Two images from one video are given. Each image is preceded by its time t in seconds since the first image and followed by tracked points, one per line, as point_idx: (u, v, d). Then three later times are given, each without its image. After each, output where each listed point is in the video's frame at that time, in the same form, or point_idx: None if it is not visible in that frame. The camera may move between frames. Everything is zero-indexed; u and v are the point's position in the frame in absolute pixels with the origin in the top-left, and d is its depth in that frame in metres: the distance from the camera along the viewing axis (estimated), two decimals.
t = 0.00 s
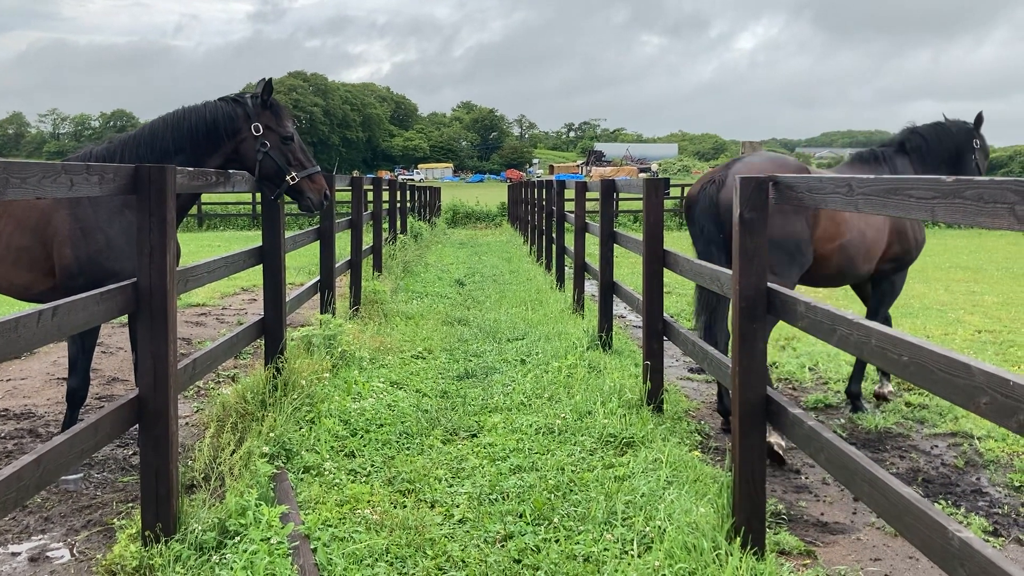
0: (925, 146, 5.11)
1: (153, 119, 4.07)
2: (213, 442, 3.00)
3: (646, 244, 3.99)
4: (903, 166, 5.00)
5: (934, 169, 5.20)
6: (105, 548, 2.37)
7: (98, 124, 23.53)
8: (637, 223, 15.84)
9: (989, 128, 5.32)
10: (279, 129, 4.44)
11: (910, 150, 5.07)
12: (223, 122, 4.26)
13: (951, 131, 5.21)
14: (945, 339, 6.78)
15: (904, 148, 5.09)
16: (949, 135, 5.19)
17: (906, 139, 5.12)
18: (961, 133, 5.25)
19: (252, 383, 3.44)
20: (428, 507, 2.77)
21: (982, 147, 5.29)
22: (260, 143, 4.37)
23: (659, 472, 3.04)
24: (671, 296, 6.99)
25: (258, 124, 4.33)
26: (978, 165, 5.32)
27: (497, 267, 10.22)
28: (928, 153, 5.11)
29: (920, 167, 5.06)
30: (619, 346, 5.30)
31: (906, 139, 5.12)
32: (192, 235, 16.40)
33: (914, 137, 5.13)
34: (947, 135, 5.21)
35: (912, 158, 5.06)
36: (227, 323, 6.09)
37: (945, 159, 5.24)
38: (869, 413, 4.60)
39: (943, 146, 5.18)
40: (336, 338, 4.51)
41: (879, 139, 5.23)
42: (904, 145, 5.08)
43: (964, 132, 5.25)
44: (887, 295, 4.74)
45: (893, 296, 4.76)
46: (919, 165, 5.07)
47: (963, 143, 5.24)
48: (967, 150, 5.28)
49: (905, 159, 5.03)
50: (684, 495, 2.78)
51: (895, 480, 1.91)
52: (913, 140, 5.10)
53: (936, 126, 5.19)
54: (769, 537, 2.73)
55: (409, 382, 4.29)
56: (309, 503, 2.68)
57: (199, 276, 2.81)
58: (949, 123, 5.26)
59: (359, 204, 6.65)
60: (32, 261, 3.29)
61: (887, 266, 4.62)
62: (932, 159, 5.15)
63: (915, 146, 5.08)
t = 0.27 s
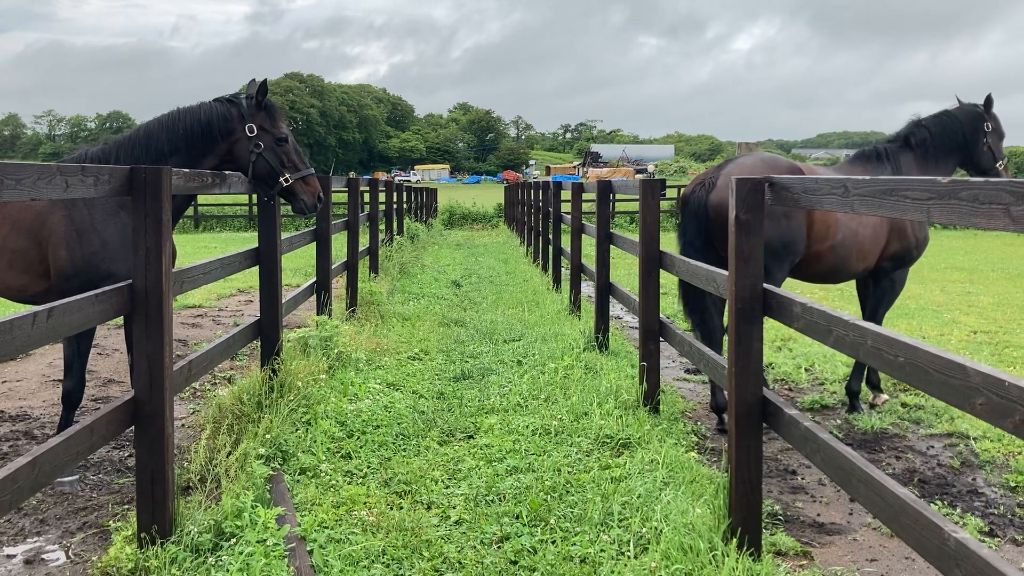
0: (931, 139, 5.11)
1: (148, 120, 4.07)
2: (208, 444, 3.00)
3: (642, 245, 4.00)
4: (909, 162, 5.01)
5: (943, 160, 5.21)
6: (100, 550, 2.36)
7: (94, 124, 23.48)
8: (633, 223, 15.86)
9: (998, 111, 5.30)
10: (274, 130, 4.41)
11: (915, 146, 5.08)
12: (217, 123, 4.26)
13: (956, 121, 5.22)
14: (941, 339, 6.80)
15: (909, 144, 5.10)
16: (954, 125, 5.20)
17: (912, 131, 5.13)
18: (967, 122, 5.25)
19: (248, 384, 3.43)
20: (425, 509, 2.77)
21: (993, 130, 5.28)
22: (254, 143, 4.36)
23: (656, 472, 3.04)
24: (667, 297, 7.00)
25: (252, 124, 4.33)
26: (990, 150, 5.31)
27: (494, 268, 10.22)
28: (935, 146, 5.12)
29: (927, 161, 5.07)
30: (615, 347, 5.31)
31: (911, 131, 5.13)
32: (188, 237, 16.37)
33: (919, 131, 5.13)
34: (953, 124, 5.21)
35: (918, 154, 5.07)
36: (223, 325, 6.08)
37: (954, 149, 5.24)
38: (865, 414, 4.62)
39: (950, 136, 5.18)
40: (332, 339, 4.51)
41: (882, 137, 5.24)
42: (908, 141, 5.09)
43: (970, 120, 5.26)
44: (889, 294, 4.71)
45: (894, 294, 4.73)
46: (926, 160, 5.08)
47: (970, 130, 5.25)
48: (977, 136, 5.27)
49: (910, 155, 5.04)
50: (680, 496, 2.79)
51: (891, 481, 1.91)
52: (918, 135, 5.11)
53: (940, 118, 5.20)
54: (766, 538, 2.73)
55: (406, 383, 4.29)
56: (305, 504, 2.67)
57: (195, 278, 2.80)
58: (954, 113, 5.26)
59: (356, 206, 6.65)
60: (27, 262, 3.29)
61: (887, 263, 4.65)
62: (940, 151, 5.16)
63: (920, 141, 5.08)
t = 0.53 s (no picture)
0: (934, 137, 5.07)
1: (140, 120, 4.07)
2: (203, 447, 2.99)
3: (638, 247, 4.00)
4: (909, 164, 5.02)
5: (949, 157, 5.16)
6: (95, 554, 2.35)
7: (89, 127, 23.42)
8: (629, 225, 15.88)
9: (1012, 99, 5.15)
10: (258, 130, 4.37)
11: (915, 146, 5.07)
12: (206, 123, 4.24)
13: (960, 116, 5.15)
14: (936, 341, 6.83)
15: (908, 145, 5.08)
16: (959, 121, 5.13)
17: (910, 132, 5.11)
18: (974, 115, 5.17)
19: (243, 387, 3.41)
20: (420, 512, 2.77)
21: (1005, 120, 5.15)
22: (238, 142, 4.33)
23: (652, 475, 3.04)
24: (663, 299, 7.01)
25: (236, 123, 4.29)
26: (1004, 141, 5.19)
27: (490, 270, 10.22)
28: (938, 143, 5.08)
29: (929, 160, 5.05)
30: (611, 349, 5.31)
31: (909, 132, 5.11)
32: (183, 239, 16.33)
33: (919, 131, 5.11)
34: (957, 121, 5.14)
35: (919, 154, 5.06)
36: (218, 328, 6.06)
37: (961, 144, 5.18)
38: (860, 416, 4.63)
39: (955, 132, 5.12)
40: (327, 342, 4.50)
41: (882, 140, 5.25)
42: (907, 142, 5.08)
43: (977, 113, 5.17)
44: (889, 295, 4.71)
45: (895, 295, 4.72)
46: (928, 159, 5.06)
47: (977, 124, 5.16)
48: (987, 129, 5.17)
49: (910, 156, 5.03)
50: (676, 499, 2.79)
51: (887, 483, 1.92)
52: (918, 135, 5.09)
53: (943, 115, 5.15)
54: (761, 540, 2.74)
55: (401, 386, 4.28)
56: (300, 507, 2.66)
57: (190, 281, 2.80)
58: (959, 108, 5.19)
59: (351, 208, 6.63)
60: (22, 264, 3.23)
61: (886, 264, 4.67)
62: (944, 148, 5.11)
63: (920, 140, 5.07)
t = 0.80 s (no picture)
0: (933, 142, 5.06)
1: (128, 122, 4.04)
2: (198, 451, 2.98)
3: (633, 250, 4.01)
4: (905, 169, 5.03)
5: (949, 162, 5.16)
6: (89, 559, 2.34)
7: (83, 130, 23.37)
8: (624, 229, 15.91)
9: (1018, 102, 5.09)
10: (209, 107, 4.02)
11: (912, 151, 5.08)
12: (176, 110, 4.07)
13: (961, 121, 5.12)
14: (930, 344, 6.85)
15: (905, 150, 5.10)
16: (960, 125, 5.10)
17: (908, 137, 5.13)
18: (976, 119, 5.13)
19: (238, 391, 3.40)
20: (415, 516, 2.77)
21: (1010, 124, 5.10)
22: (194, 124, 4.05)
23: (647, 478, 3.05)
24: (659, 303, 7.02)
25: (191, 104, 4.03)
26: (1008, 145, 5.14)
27: (485, 273, 10.22)
28: (938, 148, 5.07)
29: (926, 165, 5.06)
30: (606, 352, 5.32)
31: (907, 138, 5.13)
32: (178, 243, 16.29)
33: (918, 136, 5.11)
34: (958, 125, 5.12)
35: (916, 159, 5.07)
36: (213, 332, 6.05)
37: (962, 148, 5.16)
38: (855, 419, 4.65)
39: (955, 137, 5.10)
40: (322, 346, 4.49)
41: (881, 145, 5.28)
42: (904, 147, 5.10)
43: (980, 117, 5.13)
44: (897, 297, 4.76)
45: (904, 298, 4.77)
46: (926, 164, 5.07)
47: (980, 128, 5.13)
48: (989, 133, 5.14)
49: (907, 161, 5.04)
50: (671, 502, 2.79)
51: (881, 486, 1.93)
52: (916, 140, 5.10)
53: (944, 119, 5.13)
54: (756, 544, 2.75)
55: (397, 390, 4.28)
56: (295, 512, 2.66)
57: (184, 285, 2.79)
58: (961, 112, 5.15)
59: (346, 212, 6.63)
60: (21, 267, 3.26)
61: (883, 268, 4.68)
62: (944, 153, 5.10)
63: (918, 145, 5.07)
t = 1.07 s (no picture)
0: (926, 144, 5.06)
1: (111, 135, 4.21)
2: (192, 456, 2.97)
3: (628, 254, 4.03)
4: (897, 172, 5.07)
5: (945, 164, 5.13)
6: (83, 564, 2.34)
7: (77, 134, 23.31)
8: (619, 232, 15.95)
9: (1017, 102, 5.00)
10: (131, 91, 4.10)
11: (905, 153, 5.10)
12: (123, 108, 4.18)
13: (957, 122, 5.09)
14: (925, 347, 6.88)
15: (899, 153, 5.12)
16: (954, 127, 5.07)
17: (903, 140, 5.14)
18: (972, 121, 5.08)
19: (232, 396, 3.39)
20: (410, 521, 2.77)
21: (1008, 125, 5.01)
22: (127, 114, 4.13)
23: (642, 482, 3.06)
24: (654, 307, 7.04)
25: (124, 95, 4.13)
26: (1007, 146, 5.06)
27: (481, 277, 10.23)
28: (930, 150, 5.06)
29: (919, 168, 5.06)
30: (602, 356, 5.33)
31: (902, 140, 5.14)
32: (173, 247, 16.26)
33: (911, 139, 5.12)
34: (953, 127, 5.09)
35: (908, 162, 5.08)
36: (208, 336, 6.04)
37: (958, 150, 5.12)
38: (849, 423, 4.67)
39: (950, 139, 5.07)
40: (317, 350, 4.49)
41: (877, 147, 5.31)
42: (896, 150, 5.13)
43: (977, 119, 5.07)
44: (892, 296, 4.70)
45: (898, 296, 4.72)
46: (919, 167, 5.08)
47: (976, 130, 5.07)
48: (987, 135, 5.08)
49: (899, 163, 5.06)
50: (665, 506, 2.80)
51: (874, 490, 1.94)
52: (908, 143, 5.11)
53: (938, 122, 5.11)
54: (750, 547, 2.76)
55: (392, 394, 4.28)
56: (289, 516, 2.66)
57: (179, 290, 2.79)
58: (957, 114, 5.12)
59: (341, 216, 6.63)
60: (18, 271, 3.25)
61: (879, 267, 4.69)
62: (938, 155, 5.09)
63: (910, 148, 5.09)
